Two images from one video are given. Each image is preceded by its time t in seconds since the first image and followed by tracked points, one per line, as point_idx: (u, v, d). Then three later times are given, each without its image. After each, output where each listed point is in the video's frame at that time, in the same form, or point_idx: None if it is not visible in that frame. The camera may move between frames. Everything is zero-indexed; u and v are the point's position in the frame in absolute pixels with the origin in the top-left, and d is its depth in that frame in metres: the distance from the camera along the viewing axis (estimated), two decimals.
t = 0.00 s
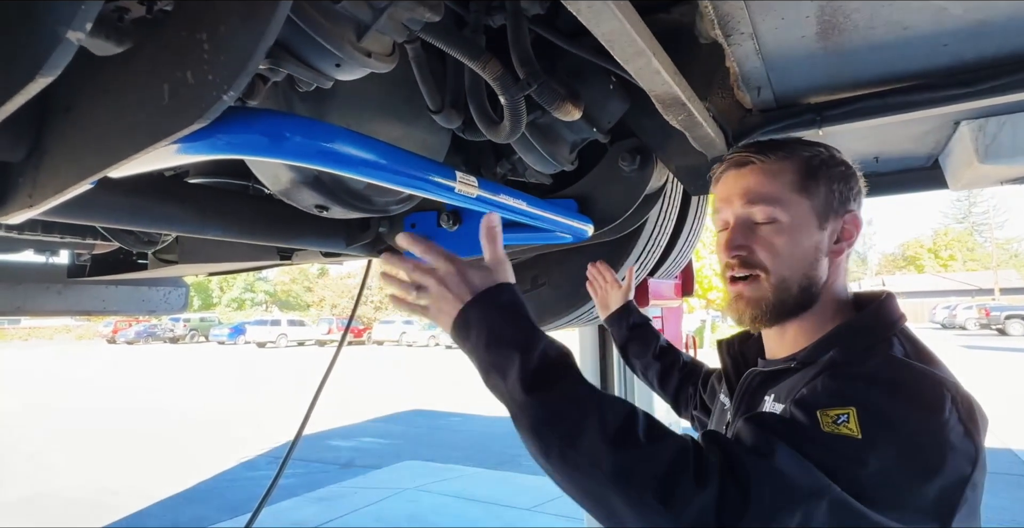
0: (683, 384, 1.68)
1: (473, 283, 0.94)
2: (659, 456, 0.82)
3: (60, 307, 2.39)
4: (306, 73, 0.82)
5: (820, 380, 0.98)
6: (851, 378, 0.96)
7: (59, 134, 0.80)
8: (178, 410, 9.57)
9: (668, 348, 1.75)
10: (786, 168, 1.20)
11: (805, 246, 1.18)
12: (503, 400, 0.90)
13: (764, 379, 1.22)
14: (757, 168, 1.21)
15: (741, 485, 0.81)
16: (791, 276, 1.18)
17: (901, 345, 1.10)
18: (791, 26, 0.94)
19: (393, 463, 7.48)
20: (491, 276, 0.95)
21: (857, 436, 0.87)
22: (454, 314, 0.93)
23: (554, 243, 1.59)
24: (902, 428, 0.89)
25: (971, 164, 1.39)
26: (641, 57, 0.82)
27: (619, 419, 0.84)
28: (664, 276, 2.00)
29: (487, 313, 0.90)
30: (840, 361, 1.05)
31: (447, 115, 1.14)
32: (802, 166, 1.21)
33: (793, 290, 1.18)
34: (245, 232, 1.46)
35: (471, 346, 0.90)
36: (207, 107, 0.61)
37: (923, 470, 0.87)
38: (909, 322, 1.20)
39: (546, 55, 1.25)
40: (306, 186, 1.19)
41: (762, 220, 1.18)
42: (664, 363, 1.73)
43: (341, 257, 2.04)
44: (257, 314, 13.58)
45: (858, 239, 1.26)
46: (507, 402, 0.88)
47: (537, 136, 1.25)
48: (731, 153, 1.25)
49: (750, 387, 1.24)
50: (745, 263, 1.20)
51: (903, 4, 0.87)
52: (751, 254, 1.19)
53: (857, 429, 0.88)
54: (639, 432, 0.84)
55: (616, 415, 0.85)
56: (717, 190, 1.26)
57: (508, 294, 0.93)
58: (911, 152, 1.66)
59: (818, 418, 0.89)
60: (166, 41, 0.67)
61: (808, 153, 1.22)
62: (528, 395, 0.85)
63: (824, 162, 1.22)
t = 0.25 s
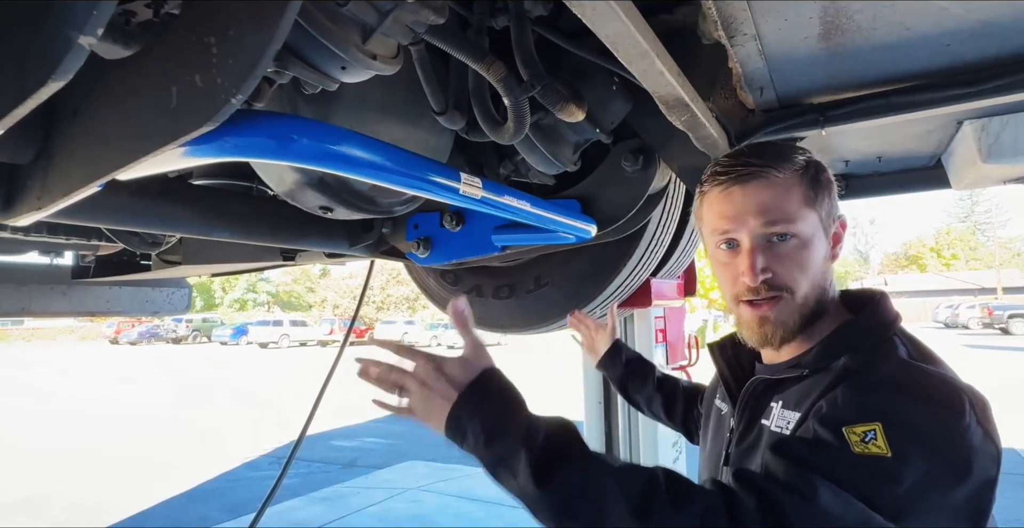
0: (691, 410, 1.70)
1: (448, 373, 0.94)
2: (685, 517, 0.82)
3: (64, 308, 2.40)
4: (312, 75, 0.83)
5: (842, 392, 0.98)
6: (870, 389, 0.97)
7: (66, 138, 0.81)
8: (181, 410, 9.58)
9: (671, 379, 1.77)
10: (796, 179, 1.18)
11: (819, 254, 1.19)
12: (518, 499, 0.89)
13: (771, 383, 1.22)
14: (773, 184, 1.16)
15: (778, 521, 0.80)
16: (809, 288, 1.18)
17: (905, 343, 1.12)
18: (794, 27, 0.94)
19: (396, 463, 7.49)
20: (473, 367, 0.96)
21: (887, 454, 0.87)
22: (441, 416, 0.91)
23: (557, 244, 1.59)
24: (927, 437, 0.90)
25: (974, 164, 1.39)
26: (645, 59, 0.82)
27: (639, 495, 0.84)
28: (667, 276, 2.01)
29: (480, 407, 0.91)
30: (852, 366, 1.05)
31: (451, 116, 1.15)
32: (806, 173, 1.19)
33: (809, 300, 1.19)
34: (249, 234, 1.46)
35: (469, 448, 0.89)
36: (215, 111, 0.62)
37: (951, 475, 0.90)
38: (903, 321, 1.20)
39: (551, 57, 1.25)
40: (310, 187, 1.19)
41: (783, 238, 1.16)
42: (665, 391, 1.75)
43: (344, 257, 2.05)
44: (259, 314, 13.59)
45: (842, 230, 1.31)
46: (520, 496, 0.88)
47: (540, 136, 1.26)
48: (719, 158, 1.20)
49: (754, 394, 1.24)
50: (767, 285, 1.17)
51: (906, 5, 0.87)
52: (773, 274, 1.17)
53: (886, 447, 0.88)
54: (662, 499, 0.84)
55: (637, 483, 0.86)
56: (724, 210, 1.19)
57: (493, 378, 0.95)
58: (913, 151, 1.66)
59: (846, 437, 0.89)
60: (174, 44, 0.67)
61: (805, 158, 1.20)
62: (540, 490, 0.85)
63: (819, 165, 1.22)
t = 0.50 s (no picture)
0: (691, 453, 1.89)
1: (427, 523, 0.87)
2: None
3: (66, 309, 2.40)
4: (315, 78, 0.83)
5: (852, 408, 1.02)
6: (881, 403, 1.00)
7: (71, 141, 0.81)
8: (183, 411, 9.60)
9: (660, 439, 1.94)
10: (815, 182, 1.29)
11: (831, 258, 1.29)
12: None
13: (768, 390, 1.27)
14: (795, 186, 1.28)
15: None
16: (820, 291, 1.28)
17: (904, 346, 1.15)
18: (795, 29, 0.94)
19: (397, 464, 7.48)
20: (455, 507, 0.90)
21: (907, 477, 0.90)
22: None
23: (558, 245, 1.59)
24: (941, 451, 0.93)
25: (976, 164, 1.39)
26: (647, 62, 0.83)
27: None
28: (668, 276, 2.01)
29: None
30: (857, 376, 1.09)
31: (453, 118, 1.15)
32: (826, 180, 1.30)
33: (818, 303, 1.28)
34: (251, 235, 1.47)
35: None
36: (220, 116, 0.62)
37: (971, 488, 0.92)
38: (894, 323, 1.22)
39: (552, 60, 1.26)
40: (313, 189, 1.20)
41: (801, 237, 1.27)
42: (662, 449, 1.91)
43: (346, 259, 2.06)
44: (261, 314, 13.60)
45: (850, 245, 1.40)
46: None
47: (542, 138, 1.26)
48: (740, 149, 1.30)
49: (752, 399, 1.29)
50: (780, 280, 1.27)
51: (906, 7, 0.87)
52: (787, 270, 1.27)
53: (905, 469, 0.91)
54: None
55: None
56: (746, 203, 1.30)
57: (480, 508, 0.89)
58: (915, 152, 1.66)
59: (865, 465, 0.93)
60: (178, 49, 0.68)
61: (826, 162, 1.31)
62: None
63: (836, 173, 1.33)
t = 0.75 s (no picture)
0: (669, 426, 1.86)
1: (433, 412, 1.02)
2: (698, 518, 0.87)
3: (68, 310, 2.41)
4: (316, 79, 0.83)
5: (850, 391, 1.01)
6: (879, 388, 0.99)
7: (72, 143, 0.82)
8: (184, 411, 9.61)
9: (645, 404, 1.93)
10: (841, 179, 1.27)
11: (851, 257, 1.26)
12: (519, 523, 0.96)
13: (773, 383, 1.23)
14: (825, 182, 1.25)
15: None
16: (837, 288, 1.25)
17: (910, 346, 1.14)
18: (796, 29, 0.94)
19: (398, 463, 7.49)
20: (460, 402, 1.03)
21: (897, 454, 0.89)
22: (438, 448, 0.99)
23: (559, 245, 1.59)
24: (933, 434, 0.92)
25: (977, 164, 1.39)
26: (648, 62, 0.83)
27: None
28: (669, 276, 2.01)
29: (472, 447, 0.98)
30: (858, 365, 1.07)
31: (454, 119, 1.15)
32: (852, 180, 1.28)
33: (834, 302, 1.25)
34: (253, 236, 1.47)
35: (467, 483, 0.97)
36: (222, 117, 0.62)
37: (958, 474, 0.92)
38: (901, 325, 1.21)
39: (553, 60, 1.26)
40: (313, 190, 1.20)
41: (825, 232, 1.23)
42: (641, 413, 1.91)
43: (347, 259, 2.06)
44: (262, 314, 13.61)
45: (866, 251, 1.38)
46: None
47: (543, 138, 1.26)
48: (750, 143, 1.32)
49: (757, 394, 1.24)
50: (800, 273, 1.24)
51: (907, 7, 0.87)
52: (807, 262, 1.23)
53: (895, 446, 0.90)
54: (668, 508, 0.91)
55: (640, 497, 0.93)
56: (771, 192, 1.27)
57: (479, 409, 1.02)
58: (917, 151, 1.66)
59: (857, 438, 0.92)
60: (180, 51, 0.68)
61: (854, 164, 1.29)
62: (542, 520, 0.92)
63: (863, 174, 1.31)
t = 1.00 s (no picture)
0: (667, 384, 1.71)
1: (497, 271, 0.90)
2: (697, 457, 0.79)
3: (69, 310, 2.41)
4: (316, 79, 0.83)
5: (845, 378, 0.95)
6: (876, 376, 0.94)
7: (71, 143, 0.81)
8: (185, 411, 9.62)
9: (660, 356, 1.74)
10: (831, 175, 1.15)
11: (846, 257, 1.14)
12: (530, 405, 0.84)
13: (774, 379, 1.16)
14: (811, 177, 1.14)
15: (780, 490, 0.78)
16: (830, 291, 1.14)
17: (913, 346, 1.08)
18: (796, 28, 0.94)
19: (399, 463, 7.50)
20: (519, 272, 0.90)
21: (887, 437, 0.84)
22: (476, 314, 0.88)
23: (559, 244, 1.59)
24: (928, 424, 0.87)
25: (978, 163, 1.39)
26: (648, 62, 0.82)
27: (653, 426, 0.80)
28: (669, 276, 2.00)
29: (522, 313, 0.86)
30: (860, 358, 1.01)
31: (454, 119, 1.15)
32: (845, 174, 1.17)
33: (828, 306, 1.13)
34: (253, 236, 1.47)
35: (499, 345, 0.85)
36: (221, 117, 0.62)
37: (952, 469, 0.86)
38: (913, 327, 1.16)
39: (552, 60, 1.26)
40: (313, 190, 1.20)
41: (813, 232, 1.12)
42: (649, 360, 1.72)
43: (347, 258, 2.06)
44: (262, 314, 13.61)
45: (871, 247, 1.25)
46: (537, 407, 0.83)
47: (543, 138, 1.26)
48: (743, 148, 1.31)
49: (757, 390, 1.17)
50: (789, 276, 1.13)
51: (908, 6, 0.87)
52: (795, 265, 1.12)
53: (887, 430, 0.85)
54: (676, 433, 0.81)
55: (652, 417, 0.81)
56: (756, 194, 1.17)
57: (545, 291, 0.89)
58: (917, 151, 1.65)
59: (846, 418, 0.87)
60: (179, 51, 0.68)
61: (847, 159, 1.18)
62: (559, 400, 0.81)
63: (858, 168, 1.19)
